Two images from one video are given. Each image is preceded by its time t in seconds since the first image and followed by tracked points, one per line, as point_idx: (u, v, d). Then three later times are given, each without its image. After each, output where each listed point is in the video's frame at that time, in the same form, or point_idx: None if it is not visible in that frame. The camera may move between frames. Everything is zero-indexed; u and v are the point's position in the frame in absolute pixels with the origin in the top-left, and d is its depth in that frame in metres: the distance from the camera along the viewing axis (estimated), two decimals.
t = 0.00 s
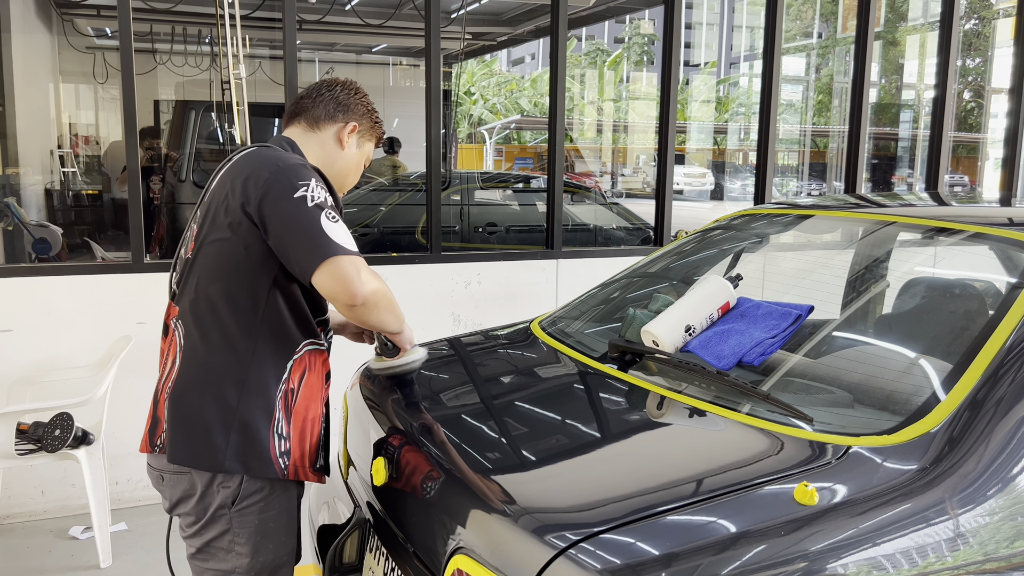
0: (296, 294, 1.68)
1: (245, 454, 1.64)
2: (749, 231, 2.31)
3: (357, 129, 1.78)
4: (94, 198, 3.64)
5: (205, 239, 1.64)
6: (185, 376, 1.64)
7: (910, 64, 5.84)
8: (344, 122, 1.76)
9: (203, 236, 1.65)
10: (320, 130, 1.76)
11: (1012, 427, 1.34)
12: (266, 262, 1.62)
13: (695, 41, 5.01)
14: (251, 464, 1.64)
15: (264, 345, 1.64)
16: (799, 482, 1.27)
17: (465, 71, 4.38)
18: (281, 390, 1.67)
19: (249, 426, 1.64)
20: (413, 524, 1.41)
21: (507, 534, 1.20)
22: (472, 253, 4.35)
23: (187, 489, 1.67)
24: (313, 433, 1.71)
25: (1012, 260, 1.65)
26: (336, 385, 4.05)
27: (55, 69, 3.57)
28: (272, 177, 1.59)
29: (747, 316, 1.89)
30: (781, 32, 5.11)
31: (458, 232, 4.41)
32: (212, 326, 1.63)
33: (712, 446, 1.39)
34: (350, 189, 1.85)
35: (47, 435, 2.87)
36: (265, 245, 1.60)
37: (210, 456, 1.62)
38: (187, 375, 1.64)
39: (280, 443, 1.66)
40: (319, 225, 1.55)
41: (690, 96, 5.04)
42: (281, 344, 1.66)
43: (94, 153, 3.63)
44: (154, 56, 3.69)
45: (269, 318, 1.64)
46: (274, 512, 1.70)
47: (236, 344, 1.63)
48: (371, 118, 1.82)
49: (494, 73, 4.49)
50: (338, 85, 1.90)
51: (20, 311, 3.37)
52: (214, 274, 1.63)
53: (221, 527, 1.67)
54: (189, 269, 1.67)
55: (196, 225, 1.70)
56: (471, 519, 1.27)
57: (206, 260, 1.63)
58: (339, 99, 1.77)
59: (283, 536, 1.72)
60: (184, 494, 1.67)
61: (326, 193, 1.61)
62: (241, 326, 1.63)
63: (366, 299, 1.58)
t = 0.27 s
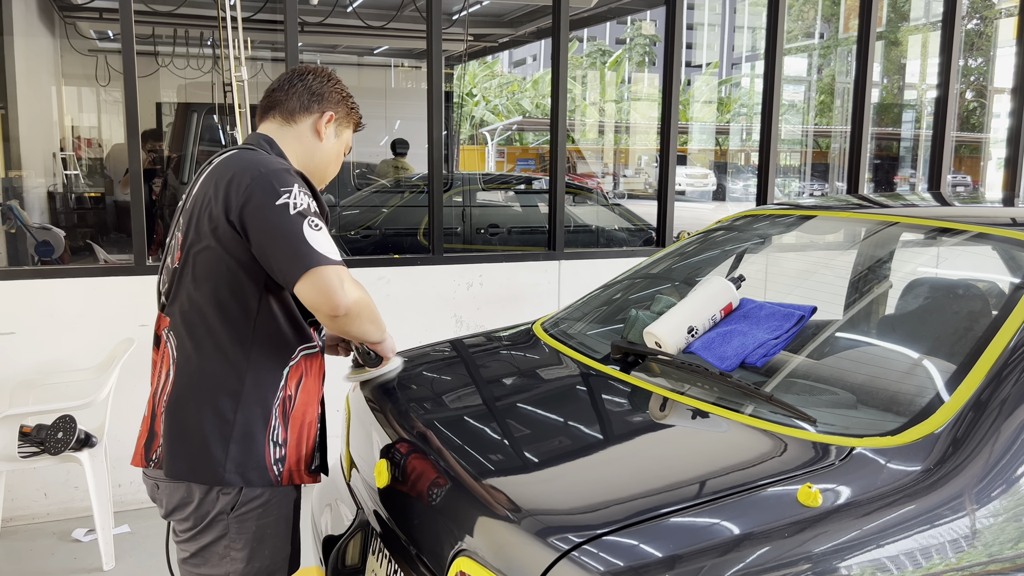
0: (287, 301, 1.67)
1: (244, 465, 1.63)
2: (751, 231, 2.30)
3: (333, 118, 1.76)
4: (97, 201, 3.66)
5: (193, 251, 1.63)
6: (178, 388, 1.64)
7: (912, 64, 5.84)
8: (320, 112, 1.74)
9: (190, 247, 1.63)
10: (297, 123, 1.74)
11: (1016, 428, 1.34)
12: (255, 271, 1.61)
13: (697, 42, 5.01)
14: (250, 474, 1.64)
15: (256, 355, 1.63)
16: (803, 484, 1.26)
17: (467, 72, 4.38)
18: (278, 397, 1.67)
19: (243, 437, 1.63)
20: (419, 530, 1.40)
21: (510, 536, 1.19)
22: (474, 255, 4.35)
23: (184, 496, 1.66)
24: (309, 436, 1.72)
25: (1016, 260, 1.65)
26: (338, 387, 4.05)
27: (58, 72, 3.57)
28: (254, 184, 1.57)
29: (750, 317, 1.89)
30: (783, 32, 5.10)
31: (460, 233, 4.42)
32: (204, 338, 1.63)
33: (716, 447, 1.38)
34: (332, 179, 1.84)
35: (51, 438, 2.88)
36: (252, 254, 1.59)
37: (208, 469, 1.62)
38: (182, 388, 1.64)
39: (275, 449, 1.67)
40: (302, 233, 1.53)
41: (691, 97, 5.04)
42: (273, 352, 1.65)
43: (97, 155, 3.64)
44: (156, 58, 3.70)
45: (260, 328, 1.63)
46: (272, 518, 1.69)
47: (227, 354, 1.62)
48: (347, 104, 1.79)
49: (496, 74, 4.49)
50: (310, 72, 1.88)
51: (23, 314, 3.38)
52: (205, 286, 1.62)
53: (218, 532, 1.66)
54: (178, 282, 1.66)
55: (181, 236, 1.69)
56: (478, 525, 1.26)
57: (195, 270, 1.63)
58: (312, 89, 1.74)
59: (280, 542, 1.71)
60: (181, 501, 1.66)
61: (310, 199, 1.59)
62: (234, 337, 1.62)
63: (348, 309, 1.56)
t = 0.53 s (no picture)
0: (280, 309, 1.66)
1: (228, 474, 1.62)
2: (753, 233, 2.30)
3: (333, 119, 1.76)
4: (99, 203, 3.66)
5: (190, 253, 1.63)
6: (168, 392, 1.63)
7: (914, 65, 5.84)
8: (319, 114, 1.74)
9: (186, 250, 1.63)
10: (298, 128, 1.74)
11: (1020, 430, 1.33)
12: (251, 277, 1.61)
13: (698, 43, 5.01)
14: (234, 484, 1.62)
15: (248, 362, 1.63)
16: (806, 486, 1.26)
17: (468, 74, 4.38)
18: (267, 407, 1.66)
19: (233, 445, 1.63)
20: (429, 540, 1.37)
21: (512, 539, 1.19)
22: (476, 257, 4.35)
23: (170, 505, 1.64)
24: (297, 449, 1.72)
25: (1018, 262, 1.65)
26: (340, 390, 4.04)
27: (60, 75, 3.58)
28: (255, 188, 1.56)
29: (752, 319, 1.89)
30: (785, 33, 5.10)
31: (462, 235, 4.43)
32: (197, 343, 1.62)
33: (719, 450, 1.38)
34: (338, 180, 1.84)
35: (53, 440, 2.88)
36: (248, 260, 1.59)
37: (191, 476, 1.61)
38: (170, 392, 1.63)
39: (262, 460, 1.66)
40: (296, 238, 1.52)
41: (693, 98, 5.04)
42: (265, 361, 1.65)
43: (98, 158, 3.65)
44: (158, 61, 3.71)
45: (252, 337, 1.63)
46: (260, 529, 1.68)
47: (220, 360, 1.62)
48: (344, 103, 1.79)
49: (498, 76, 4.48)
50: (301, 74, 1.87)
51: (26, 317, 3.38)
52: (198, 289, 1.61)
53: (205, 543, 1.64)
54: (172, 283, 1.66)
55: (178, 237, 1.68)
56: (489, 533, 1.23)
57: (190, 272, 1.62)
58: (308, 91, 1.74)
59: (268, 554, 1.69)
60: (167, 510, 1.65)
61: (309, 205, 1.59)
62: (225, 343, 1.61)
63: (335, 317, 1.54)
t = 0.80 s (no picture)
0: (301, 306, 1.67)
1: (241, 467, 1.63)
2: (754, 235, 2.30)
3: (362, 131, 1.78)
4: (100, 205, 3.66)
5: (213, 245, 1.63)
6: (187, 383, 1.63)
7: (915, 66, 5.84)
8: (349, 126, 1.76)
9: (211, 241, 1.63)
10: (327, 140, 1.76)
11: (1021, 430, 1.33)
12: (273, 272, 1.62)
13: (699, 45, 5.02)
14: (245, 478, 1.63)
15: (267, 357, 1.64)
16: (806, 487, 1.26)
17: (469, 76, 4.39)
18: (279, 404, 1.66)
19: (249, 439, 1.64)
20: (427, 539, 1.37)
21: (512, 541, 1.19)
22: (477, 258, 4.35)
23: (175, 500, 1.65)
24: (303, 451, 1.71)
25: (1020, 263, 1.64)
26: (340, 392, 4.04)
27: (61, 77, 3.60)
28: (284, 184, 1.58)
29: (752, 320, 1.89)
30: (785, 35, 5.10)
31: (463, 237, 4.43)
32: (217, 336, 1.62)
33: (719, 451, 1.38)
34: (367, 191, 1.85)
35: (54, 443, 2.88)
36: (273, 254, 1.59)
37: (204, 467, 1.61)
38: (187, 383, 1.63)
39: (273, 458, 1.66)
40: (312, 230, 1.51)
41: (693, 100, 5.04)
42: (284, 356, 1.65)
43: (100, 160, 3.65)
44: (159, 63, 3.71)
45: (273, 332, 1.64)
46: (263, 530, 1.69)
47: (240, 353, 1.62)
48: (374, 114, 1.80)
49: (498, 78, 4.48)
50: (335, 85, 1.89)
51: (26, 319, 3.38)
52: (219, 281, 1.61)
53: (209, 540, 1.66)
54: (194, 274, 1.66)
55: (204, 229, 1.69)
56: (485, 532, 1.24)
57: (213, 265, 1.62)
58: (338, 104, 1.75)
59: (270, 553, 1.71)
60: (172, 505, 1.66)
61: (334, 202, 1.60)
62: (244, 337, 1.62)
63: (341, 305, 1.52)
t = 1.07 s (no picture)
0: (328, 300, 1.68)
1: (269, 457, 1.63)
2: (753, 236, 2.29)
3: (390, 137, 1.79)
4: (100, 208, 3.66)
5: (243, 240, 1.63)
6: (215, 375, 1.64)
7: (914, 67, 5.84)
8: (377, 132, 1.77)
9: (241, 236, 1.64)
10: (355, 144, 1.77)
11: (1019, 431, 1.33)
12: (302, 266, 1.62)
13: (698, 46, 5.02)
14: (273, 468, 1.63)
15: (295, 350, 1.64)
16: (804, 489, 1.26)
17: (470, 77, 4.39)
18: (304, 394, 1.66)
19: (278, 431, 1.64)
20: (414, 527, 1.41)
21: (512, 542, 1.19)
22: (477, 260, 4.35)
23: (196, 488, 1.67)
24: (325, 443, 1.71)
25: (1019, 265, 1.64)
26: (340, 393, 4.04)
27: (61, 79, 3.60)
28: (311, 181, 1.59)
29: (752, 321, 1.89)
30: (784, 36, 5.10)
31: (463, 238, 4.43)
32: (246, 329, 1.62)
33: (718, 452, 1.38)
34: (393, 196, 1.86)
35: (54, 444, 2.88)
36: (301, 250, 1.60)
37: (233, 458, 1.62)
38: (216, 376, 1.63)
39: (302, 449, 1.66)
40: (335, 226, 1.53)
41: (693, 101, 5.04)
42: (312, 349, 1.66)
43: (100, 162, 3.65)
44: (159, 65, 3.71)
45: (301, 326, 1.64)
46: (281, 522, 1.69)
47: (269, 346, 1.63)
48: (403, 121, 1.80)
49: (498, 79, 4.48)
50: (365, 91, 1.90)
51: (27, 321, 3.39)
52: (248, 275, 1.62)
53: (226, 530, 1.66)
54: (223, 269, 1.67)
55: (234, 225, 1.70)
56: (473, 527, 1.27)
57: (241, 260, 1.63)
58: (367, 109, 1.76)
59: (287, 546, 1.71)
60: (192, 493, 1.67)
61: (358, 199, 1.61)
62: (272, 329, 1.62)
63: (364, 298, 1.54)
